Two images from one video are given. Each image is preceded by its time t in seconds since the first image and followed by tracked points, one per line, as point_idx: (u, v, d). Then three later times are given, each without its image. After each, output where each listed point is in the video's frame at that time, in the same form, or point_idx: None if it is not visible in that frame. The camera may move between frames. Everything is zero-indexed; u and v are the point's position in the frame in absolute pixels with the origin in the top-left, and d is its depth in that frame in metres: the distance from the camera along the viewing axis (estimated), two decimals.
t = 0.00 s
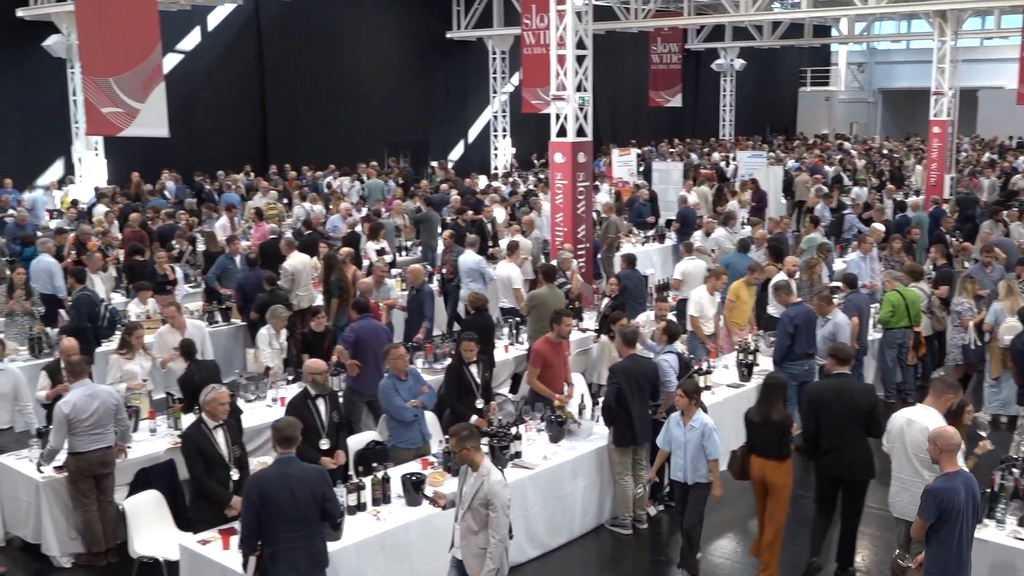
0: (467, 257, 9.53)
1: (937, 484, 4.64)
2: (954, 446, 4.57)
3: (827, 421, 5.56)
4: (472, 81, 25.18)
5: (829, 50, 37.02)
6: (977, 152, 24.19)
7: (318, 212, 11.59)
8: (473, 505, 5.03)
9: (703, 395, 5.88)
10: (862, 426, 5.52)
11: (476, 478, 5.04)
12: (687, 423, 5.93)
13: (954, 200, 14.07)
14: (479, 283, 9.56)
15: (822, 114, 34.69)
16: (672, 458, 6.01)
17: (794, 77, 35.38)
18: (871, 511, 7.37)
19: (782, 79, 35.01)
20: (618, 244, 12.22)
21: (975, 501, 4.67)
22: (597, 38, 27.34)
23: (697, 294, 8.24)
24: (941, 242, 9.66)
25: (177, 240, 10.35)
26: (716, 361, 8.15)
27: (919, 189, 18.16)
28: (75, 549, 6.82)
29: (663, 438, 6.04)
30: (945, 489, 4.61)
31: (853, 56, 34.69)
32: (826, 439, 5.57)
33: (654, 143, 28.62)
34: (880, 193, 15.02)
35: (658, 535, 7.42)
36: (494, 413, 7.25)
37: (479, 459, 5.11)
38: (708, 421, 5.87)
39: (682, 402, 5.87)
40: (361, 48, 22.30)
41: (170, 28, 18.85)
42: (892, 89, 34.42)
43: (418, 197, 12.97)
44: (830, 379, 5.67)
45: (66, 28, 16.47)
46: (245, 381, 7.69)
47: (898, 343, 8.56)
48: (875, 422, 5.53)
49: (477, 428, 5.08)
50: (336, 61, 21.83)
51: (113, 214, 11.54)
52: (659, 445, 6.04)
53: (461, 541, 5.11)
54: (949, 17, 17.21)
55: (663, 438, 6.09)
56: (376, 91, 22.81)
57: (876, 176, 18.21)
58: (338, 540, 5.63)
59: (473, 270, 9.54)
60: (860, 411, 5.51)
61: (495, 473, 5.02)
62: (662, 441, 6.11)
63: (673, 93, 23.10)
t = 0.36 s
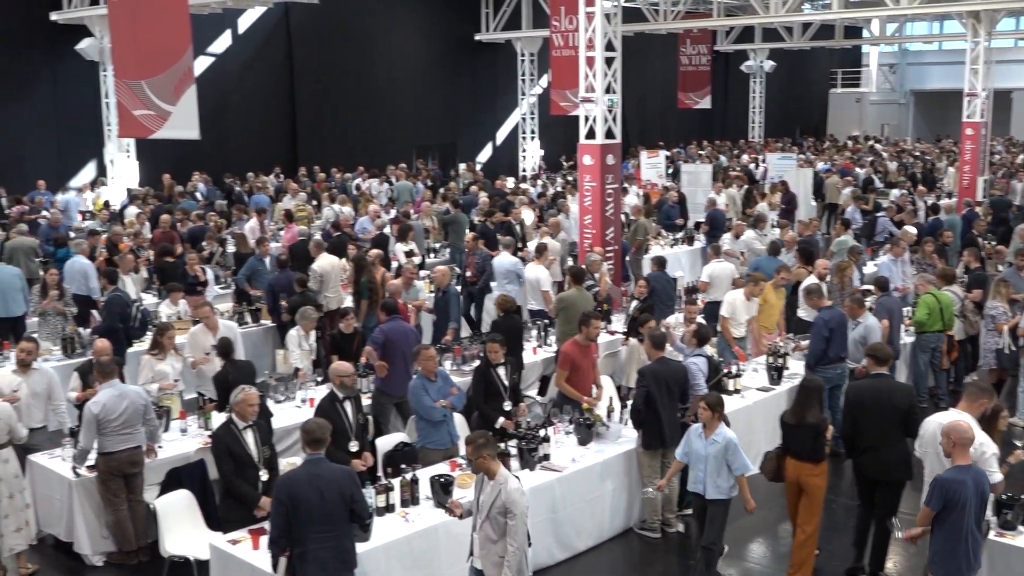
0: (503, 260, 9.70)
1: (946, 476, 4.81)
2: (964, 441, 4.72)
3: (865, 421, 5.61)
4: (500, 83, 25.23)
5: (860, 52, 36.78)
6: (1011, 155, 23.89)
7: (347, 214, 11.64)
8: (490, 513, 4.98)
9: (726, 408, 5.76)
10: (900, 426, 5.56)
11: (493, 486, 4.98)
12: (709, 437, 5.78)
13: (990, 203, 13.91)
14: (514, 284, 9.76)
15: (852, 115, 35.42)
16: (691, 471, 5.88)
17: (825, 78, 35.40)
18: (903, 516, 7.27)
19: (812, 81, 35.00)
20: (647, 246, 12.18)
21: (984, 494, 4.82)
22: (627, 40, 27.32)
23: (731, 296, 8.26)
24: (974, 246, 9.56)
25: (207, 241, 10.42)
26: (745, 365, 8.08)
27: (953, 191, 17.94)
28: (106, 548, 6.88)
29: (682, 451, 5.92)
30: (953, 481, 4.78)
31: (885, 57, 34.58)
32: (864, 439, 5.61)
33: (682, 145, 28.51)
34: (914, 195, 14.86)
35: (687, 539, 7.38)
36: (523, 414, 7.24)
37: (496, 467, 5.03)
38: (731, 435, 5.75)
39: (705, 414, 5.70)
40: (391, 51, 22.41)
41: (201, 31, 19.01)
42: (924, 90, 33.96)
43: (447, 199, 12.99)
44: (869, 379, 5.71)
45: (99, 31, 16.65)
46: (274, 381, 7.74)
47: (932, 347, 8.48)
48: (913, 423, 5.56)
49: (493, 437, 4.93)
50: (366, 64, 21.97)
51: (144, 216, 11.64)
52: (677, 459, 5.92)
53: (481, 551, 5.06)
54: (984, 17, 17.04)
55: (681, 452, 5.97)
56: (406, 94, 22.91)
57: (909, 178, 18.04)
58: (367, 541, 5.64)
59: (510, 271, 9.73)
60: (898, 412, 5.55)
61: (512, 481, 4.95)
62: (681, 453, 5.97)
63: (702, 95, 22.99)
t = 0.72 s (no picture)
0: (543, 261, 10.02)
1: (964, 473, 4.80)
2: (982, 438, 4.72)
3: (904, 422, 5.58)
4: (532, 85, 25.24)
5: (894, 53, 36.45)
6: None
7: (378, 216, 11.69)
8: (504, 522, 4.89)
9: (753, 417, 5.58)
10: (939, 430, 5.52)
11: (509, 493, 4.89)
12: (733, 447, 5.61)
13: None
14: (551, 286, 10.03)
15: (885, 117, 34.85)
16: (715, 480, 5.72)
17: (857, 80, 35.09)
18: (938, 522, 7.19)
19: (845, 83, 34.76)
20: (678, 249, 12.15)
21: (1004, 493, 4.79)
22: (658, 42, 27.27)
23: (768, 299, 8.25)
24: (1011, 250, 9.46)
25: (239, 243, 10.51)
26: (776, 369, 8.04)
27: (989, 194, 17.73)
28: (139, 547, 6.93)
29: (704, 460, 5.75)
30: (971, 478, 4.76)
31: (920, 59, 34.38)
32: (902, 440, 5.59)
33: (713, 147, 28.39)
34: (950, 198, 14.70)
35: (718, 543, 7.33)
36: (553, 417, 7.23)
37: (509, 474, 4.93)
38: (756, 445, 5.59)
39: (730, 423, 5.53)
40: (422, 53, 22.47)
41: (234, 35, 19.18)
42: (959, 92, 33.82)
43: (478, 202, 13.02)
44: (908, 381, 5.68)
45: (134, 35, 16.86)
46: (306, 383, 7.78)
47: (968, 352, 8.38)
48: (952, 426, 5.52)
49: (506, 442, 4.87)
50: (398, 66, 22.06)
51: (178, 217, 11.75)
52: (699, 468, 5.75)
53: (495, 561, 4.97)
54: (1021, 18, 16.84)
55: (703, 460, 5.80)
56: (437, 96, 22.97)
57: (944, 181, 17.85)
58: (398, 542, 5.65)
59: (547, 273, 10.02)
60: (937, 414, 5.51)
61: (524, 490, 4.84)
62: (704, 463, 5.81)
63: (733, 97, 23.00)
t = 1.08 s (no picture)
0: (578, 261, 10.08)
1: (982, 476, 4.85)
2: (1000, 440, 4.80)
3: (940, 425, 5.66)
4: (561, 88, 25.24)
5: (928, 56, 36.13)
6: None
7: (408, 219, 11.73)
8: (515, 528, 4.83)
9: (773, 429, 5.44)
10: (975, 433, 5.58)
11: (518, 499, 4.82)
12: (754, 461, 5.46)
13: None
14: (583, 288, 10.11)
15: (918, 120, 34.55)
16: (736, 494, 5.57)
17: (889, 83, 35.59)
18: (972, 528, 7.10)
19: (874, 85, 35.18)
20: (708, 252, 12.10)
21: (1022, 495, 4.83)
22: (688, 45, 27.19)
23: (802, 305, 8.14)
24: None
25: (269, 246, 10.58)
26: (807, 373, 7.97)
27: None
28: (169, 547, 6.97)
29: (725, 474, 5.60)
30: (990, 481, 4.80)
31: (953, 61, 33.57)
32: (938, 444, 5.69)
33: (743, 151, 28.22)
34: (986, 202, 14.51)
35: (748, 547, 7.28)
36: (581, 421, 7.22)
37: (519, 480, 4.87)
38: (778, 458, 5.43)
39: (750, 436, 5.40)
40: (452, 57, 22.53)
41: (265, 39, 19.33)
42: (993, 95, 33.01)
43: (507, 205, 13.04)
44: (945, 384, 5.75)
45: (167, 39, 17.02)
46: (335, 385, 7.80)
47: (1004, 358, 8.29)
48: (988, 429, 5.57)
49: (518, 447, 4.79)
50: (427, 70, 22.10)
51: (209, 220, 11.86)
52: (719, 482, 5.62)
53: (505, 567, 4.91)
54: None
55: (723, 474, 5.65)
56: (465, 100, 23.01)
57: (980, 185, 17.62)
58: (426, 544, 5.64)
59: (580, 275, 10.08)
60: (972, 417, 5.56)
61: (535, 495, 4.78)
62: (723, 476, 5.66)
63: (763, 100, 23.00)
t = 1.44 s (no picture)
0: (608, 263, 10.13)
1: (993, 478, 4.89)
2: (1011, 442, 4.86)
3: (974, 424, 5.85)
4: (587, 92, 25.23)
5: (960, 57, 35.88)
6: None
7: (435, 221, 11.77)
8: (527, 532, 4.72)
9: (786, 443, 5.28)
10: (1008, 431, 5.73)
11: (530, 503, 4.73)
12: (766, 476, 5.32)
13: None
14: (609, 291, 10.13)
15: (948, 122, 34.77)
16: (748, 510, 5.42)
17: (920, 83, 35.34)
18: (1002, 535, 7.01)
19: (906, 87, 34.77)
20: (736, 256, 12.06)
21: None
22: (717, 47, 27.10)
23: (834, 312, 7.95)
24: None
25: (298, 248, 10.64)
26: (835, 378, 7.92)
27: None
28: (197, 547, 7.01)
29: (738, 488, 5.47)
30: (1000, 483, 4.85)
31: (983, 62, 33.75)
32: (972, 442, 5.87)
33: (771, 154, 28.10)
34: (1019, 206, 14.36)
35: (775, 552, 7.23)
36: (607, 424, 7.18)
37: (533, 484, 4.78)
38: (791, 473, 5.27)
39: (761, 450, 5.28)
40: (479, 61, 22.59)
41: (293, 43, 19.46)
42: None
43: (534, 207, 13.05)
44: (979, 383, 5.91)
45: (196, 42, 17.15)
46: (362, 387, 7.83)
47: None
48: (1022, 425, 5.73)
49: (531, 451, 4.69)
50: (452, 71, 22.12)
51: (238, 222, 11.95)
52: (732, 497, 5.48)
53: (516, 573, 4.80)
54: None
55: (736, 489, 5.51)
56: (492, 103, 23.05)
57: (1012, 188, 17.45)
58: (452, 547, 5.64)
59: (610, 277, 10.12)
60: (1006, 415, 5.72)
61: (548, 499, 4.68)
62: (737, 491, 5.52)
63: (791, 103, 22.70)
